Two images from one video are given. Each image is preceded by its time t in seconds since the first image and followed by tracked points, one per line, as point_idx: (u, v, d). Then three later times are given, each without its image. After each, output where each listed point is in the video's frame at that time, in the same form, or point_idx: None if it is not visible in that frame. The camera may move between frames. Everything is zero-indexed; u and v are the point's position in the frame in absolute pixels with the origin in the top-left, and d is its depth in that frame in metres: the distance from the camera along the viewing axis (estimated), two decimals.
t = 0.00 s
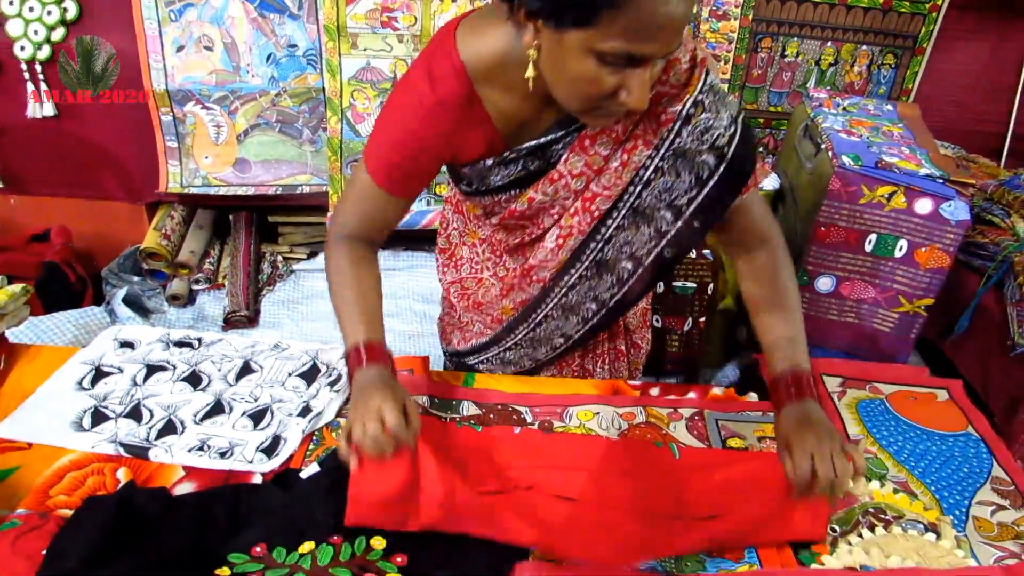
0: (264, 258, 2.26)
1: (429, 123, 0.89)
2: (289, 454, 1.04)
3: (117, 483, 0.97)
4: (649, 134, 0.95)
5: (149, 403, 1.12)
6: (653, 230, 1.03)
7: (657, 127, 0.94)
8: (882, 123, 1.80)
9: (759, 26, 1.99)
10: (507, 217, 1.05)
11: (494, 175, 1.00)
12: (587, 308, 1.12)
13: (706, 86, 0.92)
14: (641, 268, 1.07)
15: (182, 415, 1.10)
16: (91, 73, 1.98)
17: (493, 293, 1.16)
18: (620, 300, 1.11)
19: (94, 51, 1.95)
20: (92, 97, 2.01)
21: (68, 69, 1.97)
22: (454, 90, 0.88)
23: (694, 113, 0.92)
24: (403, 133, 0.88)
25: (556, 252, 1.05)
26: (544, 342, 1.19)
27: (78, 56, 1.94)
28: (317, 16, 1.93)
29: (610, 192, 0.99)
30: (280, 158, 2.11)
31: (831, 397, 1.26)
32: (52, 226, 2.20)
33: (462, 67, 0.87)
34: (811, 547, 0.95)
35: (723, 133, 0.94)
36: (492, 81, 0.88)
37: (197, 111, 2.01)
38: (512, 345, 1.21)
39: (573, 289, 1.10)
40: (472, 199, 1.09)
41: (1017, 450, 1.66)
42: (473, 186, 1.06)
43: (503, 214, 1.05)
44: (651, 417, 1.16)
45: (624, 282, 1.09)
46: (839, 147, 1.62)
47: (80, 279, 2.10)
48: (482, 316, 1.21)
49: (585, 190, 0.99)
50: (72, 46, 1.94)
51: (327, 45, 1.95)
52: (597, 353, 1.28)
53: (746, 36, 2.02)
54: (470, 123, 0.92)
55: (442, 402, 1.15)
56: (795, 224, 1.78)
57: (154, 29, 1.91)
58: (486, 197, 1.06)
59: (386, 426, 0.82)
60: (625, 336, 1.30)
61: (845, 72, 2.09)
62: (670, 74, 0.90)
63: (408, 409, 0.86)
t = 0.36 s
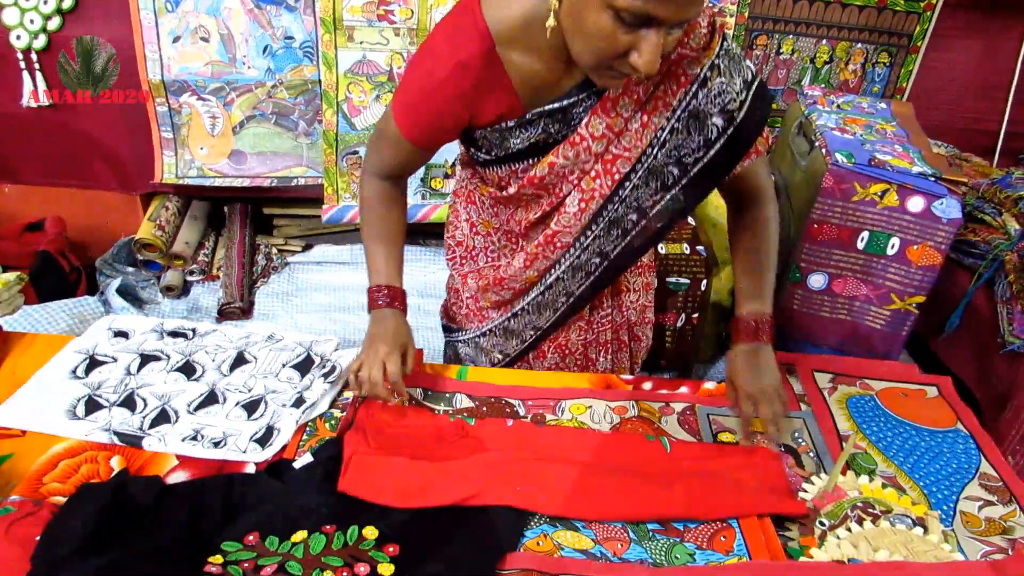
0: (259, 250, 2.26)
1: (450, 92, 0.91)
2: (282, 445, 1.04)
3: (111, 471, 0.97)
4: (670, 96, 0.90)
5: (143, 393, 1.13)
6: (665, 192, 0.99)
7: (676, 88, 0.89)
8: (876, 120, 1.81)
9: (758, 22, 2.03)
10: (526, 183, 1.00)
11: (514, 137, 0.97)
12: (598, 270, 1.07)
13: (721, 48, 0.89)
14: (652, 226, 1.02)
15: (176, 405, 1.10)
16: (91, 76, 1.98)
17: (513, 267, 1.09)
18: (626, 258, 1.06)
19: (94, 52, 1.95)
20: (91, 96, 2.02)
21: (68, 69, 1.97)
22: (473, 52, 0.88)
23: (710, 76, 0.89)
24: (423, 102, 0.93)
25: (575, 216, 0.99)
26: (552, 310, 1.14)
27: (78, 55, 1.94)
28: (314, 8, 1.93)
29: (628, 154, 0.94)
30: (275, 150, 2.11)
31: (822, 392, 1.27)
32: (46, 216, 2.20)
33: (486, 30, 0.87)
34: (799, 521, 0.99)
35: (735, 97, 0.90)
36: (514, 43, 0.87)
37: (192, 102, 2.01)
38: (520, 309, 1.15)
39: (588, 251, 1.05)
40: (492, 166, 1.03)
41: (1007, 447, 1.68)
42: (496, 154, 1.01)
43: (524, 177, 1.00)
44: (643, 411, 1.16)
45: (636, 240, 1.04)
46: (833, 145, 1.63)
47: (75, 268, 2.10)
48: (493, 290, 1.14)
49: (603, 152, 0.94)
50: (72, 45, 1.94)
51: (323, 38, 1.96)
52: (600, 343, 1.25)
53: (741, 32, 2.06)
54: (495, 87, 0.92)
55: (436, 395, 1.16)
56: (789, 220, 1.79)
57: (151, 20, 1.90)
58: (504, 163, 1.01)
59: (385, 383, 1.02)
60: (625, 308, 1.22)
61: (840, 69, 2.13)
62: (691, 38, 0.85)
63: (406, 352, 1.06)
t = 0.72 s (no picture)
0: (258, 251, 2.26)
1: (458, 50, 0.89)
2: (281, 446, 1.04)
3: (110, 472, 0.98)
4: (671, 47, 0.95)
5: (142, 393, 1.13)
6: (664, 148, 1.04)
7: (678, 40, 0.95)
8: (873, 122, 1.82)
9: (756, 24, 2.04)
10: (527, 147, 1.00)
11: (521, 102, 0.95)
12: (599, 231, 1.10)
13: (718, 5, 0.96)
14: (650, 182, 1.07)
15: (175, 406, 1.11)
16: (91, 76, 1.99)
17: (514, 231, 1.12)
18: (627, 221, 1.09)
19: (94, 52, 1.95)
20: (90, 96, 2.03)
21: (68, 69, 1.98)
22: (477, 11, 0.89)
23: (709, 29, 0.95)
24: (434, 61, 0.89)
25: (577, 174, 1.03)
26: (555, 282, 1.15)
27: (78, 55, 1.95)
28: (314, 9, 1.93)
29: (631, 107, 0.99)
30: (274, 151, 2.11)
31: (820, 393, 1.28)
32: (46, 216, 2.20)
33: None
34: (796, 523, 0.99)
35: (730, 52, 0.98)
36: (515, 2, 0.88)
37: (192, 103, 2.01)
38: (526, 283, 1.16)
39: (589, 209, 1.07)
40: (496, 140, 1.01)
41: (1005, 447, 1.68)
42: (501, 124, 0.98)
43: (525, 143, 0.99)
44: (641, 413, 1.17)
45: (636, 199, 1.08)
46: (830, 146, 1.64)
47: (74, 268, 2.10)
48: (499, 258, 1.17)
49: (607, 107, 0.98)
50: (71, 45, 1.94)
51: (322, 39, 1.96)
52: (604, 338, 1.27)
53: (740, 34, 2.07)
54: (499, 47, 0.91)
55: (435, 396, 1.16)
56: (786, 221, 1.80)
57: (150, 22, 1.90)
58: (509, 136, 1.00)
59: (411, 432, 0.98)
60: (632, 306, 1.24)
61: (837, 71, 2.14)
62: None
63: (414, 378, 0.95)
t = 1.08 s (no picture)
0: (256, 261, 2.26)
1: (455, 56, 0.91)
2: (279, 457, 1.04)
3: (108, 483, 0.98)
4: (662, 42, 0.98)
5: (141, 404, 1.13)
6: (660, 145, 1.05)
7: (669, 34, 0.98)
8: (867, 131, 1.83)
9: (751, 35, 2.05)
10: (527, 150, 1.02)
11: (518, 109, 0.98)
12: (600, 231, 1.12)
13: None
14: (649, 182, 1.08)
15: (173, 416, 1.11)
16: (92, 74, 1.98)
17: (513, 235, 1.15)
18: (625, 220, 1.11)
19: (95, 50, 1.95)
20: (93, 95, 2.01)
21: (68, 68, 1.97)
22: (468, 22, 0.90)
23: (699, 22, 0.98)
24: (429, 68, 0.91)
25: (574, 173, 1.04)
26: (556, 285, 1.17)
27: (79, 54, 1.94)
28: (313, 21, 1.94)
29: (625, 105, 1.01)
30: (272, 161, 2.12)
31: (816, 402, 1.28)
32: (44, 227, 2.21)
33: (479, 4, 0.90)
34: (793, 531, 1.00)
35: (720, 45, 1.00)
36: (506, 12, 0.90)
37: (190, 113, 2.02)
38: (528, 287, 1.18)
39: (589, 209, 1.10)
40: (497, 147, 1.04)
41: (1002, 456, 1.69)
42: (500, 131, 1.01)
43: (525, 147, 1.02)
44: (637, 422, 1.17)
45: (635, 198, 1.09)
46: (824, 154, 1.65)
47: (72, 279, 2.11)
48: (499, 262, 1.19)
49: (601, 105, 1.00)
50: (72, 44, 1.94)
51: (321, 50, 1.97)
52: (604, 348, 1.28)
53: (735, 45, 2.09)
54: (493, 50, 0.92)
55: (432, 407, 1.16)
56: (781, 230, 1.81)
57: (150, 31, 1.91)
58: (510, 143, 1.02)
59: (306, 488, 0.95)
60: (630, 317, 1.27)
61: (832, 81, 2.16)
62: None
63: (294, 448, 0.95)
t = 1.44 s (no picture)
0: (267, 266, 2.28)
1: (464, 71, 0.92)
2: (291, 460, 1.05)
3: (123, 483, 0.99)
4: (670, 50, 0.97)
5: (155, 406, 1.14)
6: (669, 154, 1.06)
7: (676, 43, 0.97)
8: (878, 145, 1.84)
9: (763, 47, 2.06)
10: (537, 160, 1.03)
11: (529, 121, 0.99)
12: (609, 240, 1.13)
13: (715, 6, 0.98)
14: (658, 191, 1.09)
15: (187, 418, 1.12)
16: (91, 75, 1.99)
17: (521, 245, 1.16)
18: (634, 229, 1.12)
19: (93, 51, 1.96)
20: (90, 96, 2.03)
21: (67, 69, 1.98)
22: (477, 38, 0.91)
23: (708, 30, 0.97)
24: (439, 84, 0.92)
25: (582, 181, 1.05)
26: (565, 294, 1.19)
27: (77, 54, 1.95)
28: (328, 29, 1.97)
29: (633, 113, 1.01)
30: (285, 167, 2.14)
31: (826, 415, 1.28)
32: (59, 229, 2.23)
33: (487, 20, 0.91)
34: (802, 544, 1.00)
35: (729, 53, 1.00)
36: (515, 28, 0.91)
37: (205, 119, 2.04)
38: (537, 297, 1.19)
39: (598, 218, 1.11)
40: (508, 159, 1.05)
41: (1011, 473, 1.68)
42: (510, 144, 1.03)
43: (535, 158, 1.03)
44: (647, 432, 1.17)
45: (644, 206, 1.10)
46: (835, 168, 1.66)
47: (86, 281, 2.13)
48: (508, 272, 1.20)
49: (609, 114, 1.00)
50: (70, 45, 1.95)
51: (335, 57, 1.99)
52: (611, 360, 1.29)
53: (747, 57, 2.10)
54: (503, 64, 0.93)
55: (443, 413, 1.17)
56: (791, 243, 1.81)
57: (167, 38, 1.94)
58: (521, 154, 1.04)
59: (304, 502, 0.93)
60: (638, 329, 1.28)
61: (843, 95, 2.16)
62: None
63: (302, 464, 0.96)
